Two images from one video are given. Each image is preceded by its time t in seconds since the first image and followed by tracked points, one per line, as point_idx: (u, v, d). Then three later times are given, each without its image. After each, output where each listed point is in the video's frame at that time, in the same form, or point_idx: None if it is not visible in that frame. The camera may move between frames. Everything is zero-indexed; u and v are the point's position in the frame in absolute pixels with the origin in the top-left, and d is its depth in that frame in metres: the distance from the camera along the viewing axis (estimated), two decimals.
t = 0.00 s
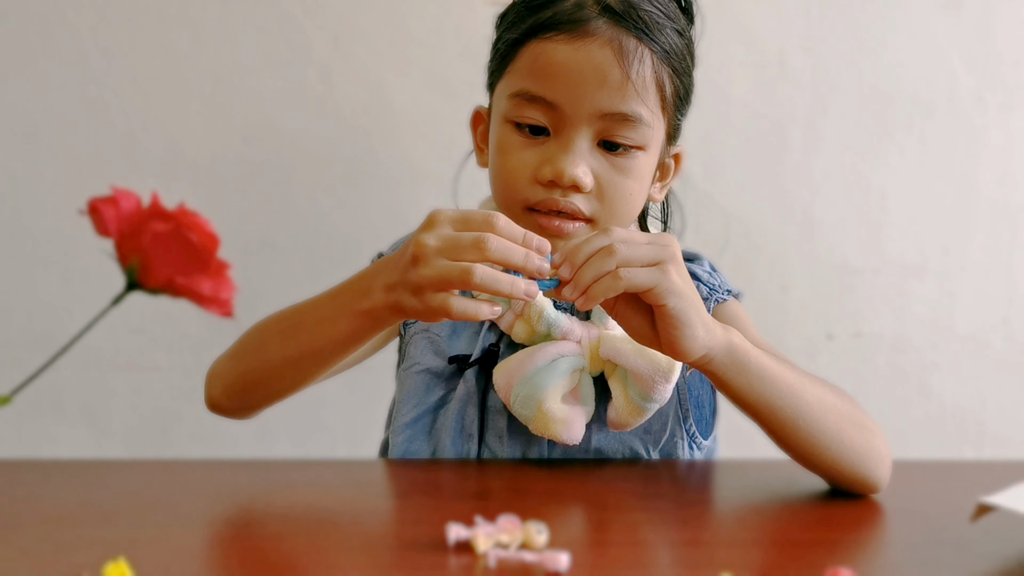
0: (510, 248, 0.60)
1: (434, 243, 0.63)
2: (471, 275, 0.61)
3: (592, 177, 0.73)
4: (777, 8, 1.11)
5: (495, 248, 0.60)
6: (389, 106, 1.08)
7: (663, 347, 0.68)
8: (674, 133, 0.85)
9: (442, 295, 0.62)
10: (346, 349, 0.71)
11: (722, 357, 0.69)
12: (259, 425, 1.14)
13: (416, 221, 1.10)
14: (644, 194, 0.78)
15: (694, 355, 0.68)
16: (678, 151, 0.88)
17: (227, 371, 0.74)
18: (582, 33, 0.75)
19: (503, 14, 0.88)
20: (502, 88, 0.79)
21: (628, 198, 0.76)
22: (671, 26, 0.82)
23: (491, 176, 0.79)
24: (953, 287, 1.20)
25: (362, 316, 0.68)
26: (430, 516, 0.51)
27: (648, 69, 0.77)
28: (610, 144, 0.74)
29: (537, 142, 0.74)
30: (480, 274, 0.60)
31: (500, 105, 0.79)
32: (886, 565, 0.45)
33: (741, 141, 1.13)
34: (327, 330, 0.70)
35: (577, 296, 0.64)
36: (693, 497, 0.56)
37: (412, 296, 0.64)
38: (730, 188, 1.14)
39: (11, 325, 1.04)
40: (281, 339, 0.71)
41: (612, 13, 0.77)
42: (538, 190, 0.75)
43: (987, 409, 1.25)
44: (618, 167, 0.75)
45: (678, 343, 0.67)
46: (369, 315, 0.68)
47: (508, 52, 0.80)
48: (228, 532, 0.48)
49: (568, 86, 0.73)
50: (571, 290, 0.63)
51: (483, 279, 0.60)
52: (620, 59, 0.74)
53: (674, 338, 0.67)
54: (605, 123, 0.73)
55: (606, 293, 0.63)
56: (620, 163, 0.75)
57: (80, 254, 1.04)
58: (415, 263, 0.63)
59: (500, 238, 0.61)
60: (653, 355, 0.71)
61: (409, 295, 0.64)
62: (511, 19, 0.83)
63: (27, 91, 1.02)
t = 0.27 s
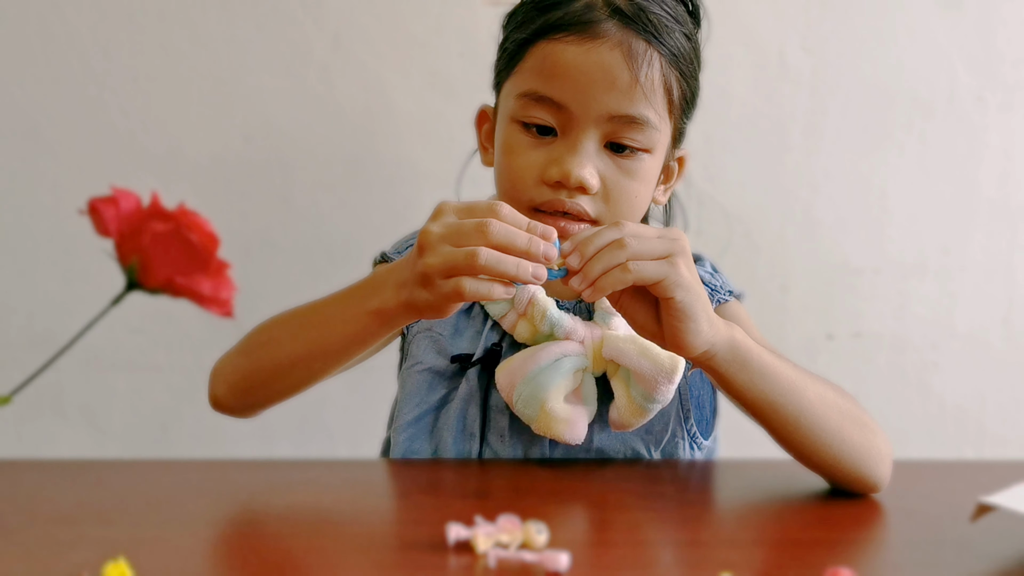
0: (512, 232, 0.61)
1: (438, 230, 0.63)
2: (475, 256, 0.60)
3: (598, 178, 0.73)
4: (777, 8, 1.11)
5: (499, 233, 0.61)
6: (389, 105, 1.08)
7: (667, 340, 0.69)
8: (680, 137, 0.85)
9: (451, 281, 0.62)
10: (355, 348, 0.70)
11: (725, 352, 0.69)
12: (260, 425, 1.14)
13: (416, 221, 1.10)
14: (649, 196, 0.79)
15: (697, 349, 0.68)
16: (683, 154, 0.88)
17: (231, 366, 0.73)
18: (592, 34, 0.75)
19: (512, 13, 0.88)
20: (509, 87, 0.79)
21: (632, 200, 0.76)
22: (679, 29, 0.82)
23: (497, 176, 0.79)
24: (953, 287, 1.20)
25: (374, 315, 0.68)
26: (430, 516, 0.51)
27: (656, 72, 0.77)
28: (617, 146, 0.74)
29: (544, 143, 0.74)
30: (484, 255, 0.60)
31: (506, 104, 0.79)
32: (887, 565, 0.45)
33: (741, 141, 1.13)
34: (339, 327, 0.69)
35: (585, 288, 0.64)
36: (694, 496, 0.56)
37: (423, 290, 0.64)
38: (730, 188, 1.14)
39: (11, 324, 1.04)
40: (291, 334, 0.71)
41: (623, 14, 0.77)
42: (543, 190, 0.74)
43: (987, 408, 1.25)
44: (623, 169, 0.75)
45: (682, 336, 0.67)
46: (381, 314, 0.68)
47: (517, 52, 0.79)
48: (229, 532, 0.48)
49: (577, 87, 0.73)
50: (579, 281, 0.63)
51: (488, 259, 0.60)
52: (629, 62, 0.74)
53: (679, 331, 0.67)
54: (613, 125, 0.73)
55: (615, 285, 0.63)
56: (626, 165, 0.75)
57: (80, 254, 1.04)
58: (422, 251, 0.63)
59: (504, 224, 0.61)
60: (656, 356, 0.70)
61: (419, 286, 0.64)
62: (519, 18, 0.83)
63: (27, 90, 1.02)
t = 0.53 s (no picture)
0: (516, 237, 0.61)
1: (442, 241, 0.62)
2: (487, 265, 0.60)
3: (607, 179, 0.73)
4: (778, 8, 1.11)
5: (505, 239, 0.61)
6: (390, 106, 1.08)
7: (670, 334, 0.69)
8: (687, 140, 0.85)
9: (466, 291, 0.62)
10: (369, 347, 0.71)
11: (728, 348, 0.69)
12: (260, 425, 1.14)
13: (417, 221, 1.10)
14: (655, 198, 0.79)
15: (700, 344, 0.68)
16: (688, 159, 0.88)
17: (239, 373, 0.73)
18: (605, 34, 0.75)
19: (522, 11, 0.88)
20: (520, 85, 0.78)
21: (638, 202, 0.76)
22: (690, 32, 0.82)
23: (504, 173, 0.79)
24: (953, 287, 1.20)
25: (387, 314, 0.68)
26: (431, 516, 0.51)
27: (668, 74, 0.77)
28: (626, 147, 0.75)
29: (553, 142, 0.74)
30: (495, 264, 0.60)
31: (516, 102, 0.78)
32: (888, 565, 0.45)
33: (741, 141, 1.13)
34: (352, 330, 0.69)
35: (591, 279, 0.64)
36: (695, 496, 0.56)
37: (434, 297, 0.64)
38: (731, 188, 1.14)
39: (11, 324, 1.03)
40: (301, 340, 0.71)
41: (636, 15, 0.77)
42: (551, 189, 0.74)
43: (987, 409, 1.25)
44: (632, 171, 0.75)
45: (685, 331, 0.68)
46: (394, 314, 0.68)
47: (527, 50, 0.79)
48: (229, 532, 0.48)
49: (589, 87, 0.72)
50: (585, 271, 0.63)
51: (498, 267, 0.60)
52: (641, 63, 0.74)
53: (682, 326, 0.68)
54: (623, 126, 0.73)
55: (620, 278, 0.63)
56: (635, 167, 0.75)
57: (80, 254, 1.04)
58: (428, 264, 0.63)
59: (507, 230, 0.61)
60: (659, 358, 0.70)
61: (429, 295, 0.64)
62: (531, 16, 0.83)
63: (27, 90, 1.02)
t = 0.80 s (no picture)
0: (509, 225, 0.61)
1: (441, 238, 0.63)
2: (486, 254, 0.61)
3: (607, 177, 0.73)
4: (778, 8, 1.11)
5: (499, 227, 0.61)
6: (390, 106, 1.08)
7: (669, 330, 0.69)
8: (688, 140, 0.85)
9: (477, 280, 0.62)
10: (382, 355, 0.71)
11: (727, 343, 0.69)
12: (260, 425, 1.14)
13: (417, 221, 1.10)
14: (656, 198, 0.78)
15: (699, 340, 0.69)
16: (689, 160, 0.88)
17: (246, 379, 0.72)
18: (607, 33, 0.75)
19: (525, 12, 0.88)
20: (521, 83, 0.79)
21: (638, 201, 0.76)
22: (693, 33, 0.82)
23: (504, 173, 0.79)
24: (953, 287, 1.20)
25: (401, 320, 0.69)
26: (431, 516, 0.51)
27: (669, 74, 0.77)
28: (626, 147, 0.74)
29: (553, 140, 0.74)
30: (494, 251, 0.60)
31: (517, 101, 0.79)
32: (888, 565, 0.45)
33: (741, 141, 1.13)
34: (366, 336, 0.69)
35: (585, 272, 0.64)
36: (695, 496, 0.56)
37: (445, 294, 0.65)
38: (731, 188, 1.14)
39: (11, 324, 1.03)
40: (314, 346, 0.70)
41: (638, 15, 0.77)
42: (551, 188, 0.74)
43: (987, 409, 1.24)
44: (632, 170, 0.74)
45: (684, 328, 0.68)
46: (408, 320, 0.69)
47: (529, 48, 0.80)
48: (229, 532, 0.48)
49: (589, 84, 0.72)
50: (580, 263, 0.63)
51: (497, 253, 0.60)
52: (642, 62, 0.74)
53: (681, 321, 0.68)
54: (623, 125, 0.73)
55: (614, 272, 0.64)
56: (635, 166, 0.75)
57: (80, 254, 1.04)
58: (430, 262, 0.64)
59: (500, 220, 0.62)
60: (659, 361, 0.70)
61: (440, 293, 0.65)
62: (533, 16, 0.83)
63: (26, 90, 1.02)
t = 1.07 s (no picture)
0: (517, 221, 0.61)
1: (447, 229, 0.63)
2: (491, 244, 0.61)
3: (606, 175, 0.73)
4: (777, 8, 1.11)
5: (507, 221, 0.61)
6: (390, 106, 1.08)
7: (669, 328, 0.69)
8: (689, 140, 0.85)
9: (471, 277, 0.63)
10: (384, 353, 0.70)
11: (727, 340, 0.69)
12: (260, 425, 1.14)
13: (417, 221, 1.10)
14: (655, 197, 0.78)
15: (700, 336, 0.68)
16: (689, 160, 0.88)
17: (247, 380, 0.72)
18: (606, 31, 0.75)
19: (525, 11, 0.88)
20: (521, 82, 0.79)
21: (637, 200, 0.75)
22: (692, 32, 0.82)
23: (503, 173, 0.79)
24: (953, 287, 1.20)
25: (403, 317, 0.69)
26: (432, 516, 0.51)
27: (668, 72, 0.77)
28: (625, 145, 0.74)
29: (553, 139, 0.74)
30: (498, 246, 0.61)
31: (516, 99, 0.79)
32: (888, 565, 0.45)
33: (741, 141, 1.13)
34: (369, 335, 0.69)
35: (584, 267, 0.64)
36: (694, 496, 0.56)
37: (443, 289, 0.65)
38: (730, 188, 1.14)
39: (11, 324, 1.03)
40: (316, 346, 0.70)
41: (637, 13, 0.77)
42: (550, 186, 0.74)
43: (988, 409, 1.25)
44: (631, 168, 0.74)
45: (685, 326, 0.68)
46: (409, 317, 0.68)
47: (529, 47, 0.80)
48: (227, 533, 0.48)
49: (589, 83, 0.73)
50: (579, 258, 0.63)
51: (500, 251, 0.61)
52: (641, 59, 0.74)
53: (682, 318, 0.68)
54: (622, 123, 0.73)
55: (612, 268, 0.63)
56: (634, 164, 0.74)
57: (80, 254, 1.04)
58: (434, 252, 0.64)
59: (509, 216, 0.62)
60: (659, 361, 0.70)
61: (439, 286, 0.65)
62: (533, 16, 0.83)
63: (27, 90, 1.02)
